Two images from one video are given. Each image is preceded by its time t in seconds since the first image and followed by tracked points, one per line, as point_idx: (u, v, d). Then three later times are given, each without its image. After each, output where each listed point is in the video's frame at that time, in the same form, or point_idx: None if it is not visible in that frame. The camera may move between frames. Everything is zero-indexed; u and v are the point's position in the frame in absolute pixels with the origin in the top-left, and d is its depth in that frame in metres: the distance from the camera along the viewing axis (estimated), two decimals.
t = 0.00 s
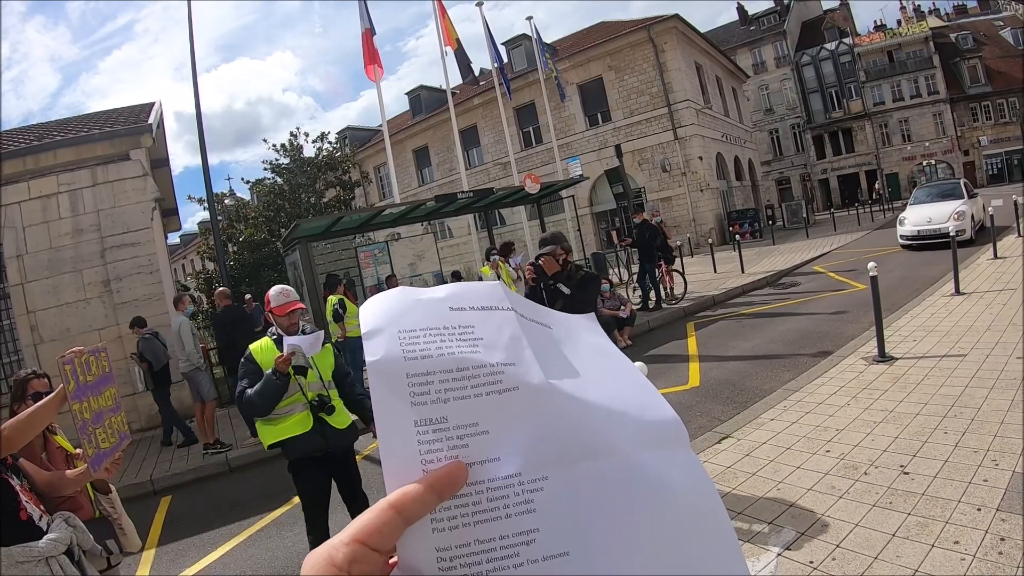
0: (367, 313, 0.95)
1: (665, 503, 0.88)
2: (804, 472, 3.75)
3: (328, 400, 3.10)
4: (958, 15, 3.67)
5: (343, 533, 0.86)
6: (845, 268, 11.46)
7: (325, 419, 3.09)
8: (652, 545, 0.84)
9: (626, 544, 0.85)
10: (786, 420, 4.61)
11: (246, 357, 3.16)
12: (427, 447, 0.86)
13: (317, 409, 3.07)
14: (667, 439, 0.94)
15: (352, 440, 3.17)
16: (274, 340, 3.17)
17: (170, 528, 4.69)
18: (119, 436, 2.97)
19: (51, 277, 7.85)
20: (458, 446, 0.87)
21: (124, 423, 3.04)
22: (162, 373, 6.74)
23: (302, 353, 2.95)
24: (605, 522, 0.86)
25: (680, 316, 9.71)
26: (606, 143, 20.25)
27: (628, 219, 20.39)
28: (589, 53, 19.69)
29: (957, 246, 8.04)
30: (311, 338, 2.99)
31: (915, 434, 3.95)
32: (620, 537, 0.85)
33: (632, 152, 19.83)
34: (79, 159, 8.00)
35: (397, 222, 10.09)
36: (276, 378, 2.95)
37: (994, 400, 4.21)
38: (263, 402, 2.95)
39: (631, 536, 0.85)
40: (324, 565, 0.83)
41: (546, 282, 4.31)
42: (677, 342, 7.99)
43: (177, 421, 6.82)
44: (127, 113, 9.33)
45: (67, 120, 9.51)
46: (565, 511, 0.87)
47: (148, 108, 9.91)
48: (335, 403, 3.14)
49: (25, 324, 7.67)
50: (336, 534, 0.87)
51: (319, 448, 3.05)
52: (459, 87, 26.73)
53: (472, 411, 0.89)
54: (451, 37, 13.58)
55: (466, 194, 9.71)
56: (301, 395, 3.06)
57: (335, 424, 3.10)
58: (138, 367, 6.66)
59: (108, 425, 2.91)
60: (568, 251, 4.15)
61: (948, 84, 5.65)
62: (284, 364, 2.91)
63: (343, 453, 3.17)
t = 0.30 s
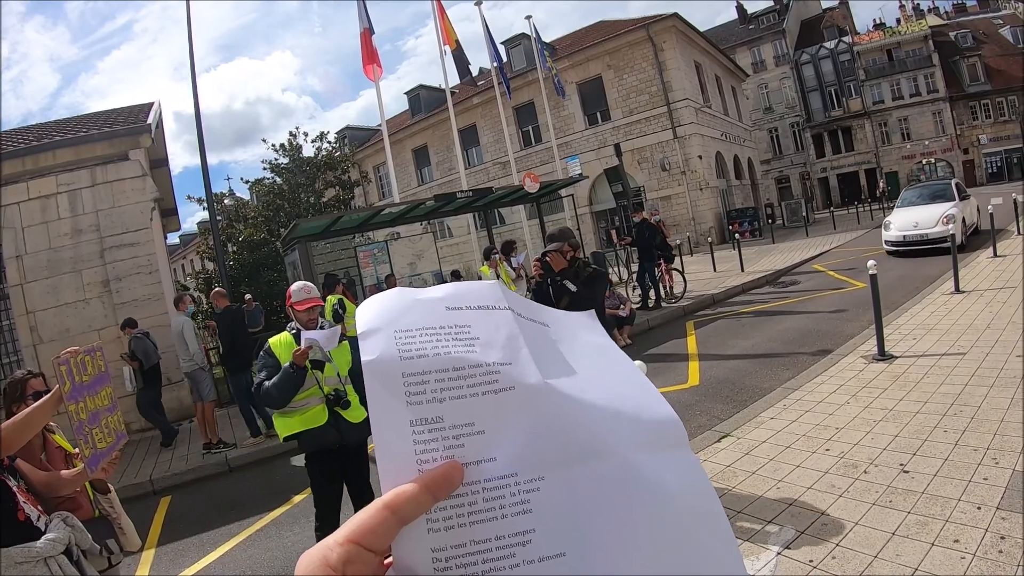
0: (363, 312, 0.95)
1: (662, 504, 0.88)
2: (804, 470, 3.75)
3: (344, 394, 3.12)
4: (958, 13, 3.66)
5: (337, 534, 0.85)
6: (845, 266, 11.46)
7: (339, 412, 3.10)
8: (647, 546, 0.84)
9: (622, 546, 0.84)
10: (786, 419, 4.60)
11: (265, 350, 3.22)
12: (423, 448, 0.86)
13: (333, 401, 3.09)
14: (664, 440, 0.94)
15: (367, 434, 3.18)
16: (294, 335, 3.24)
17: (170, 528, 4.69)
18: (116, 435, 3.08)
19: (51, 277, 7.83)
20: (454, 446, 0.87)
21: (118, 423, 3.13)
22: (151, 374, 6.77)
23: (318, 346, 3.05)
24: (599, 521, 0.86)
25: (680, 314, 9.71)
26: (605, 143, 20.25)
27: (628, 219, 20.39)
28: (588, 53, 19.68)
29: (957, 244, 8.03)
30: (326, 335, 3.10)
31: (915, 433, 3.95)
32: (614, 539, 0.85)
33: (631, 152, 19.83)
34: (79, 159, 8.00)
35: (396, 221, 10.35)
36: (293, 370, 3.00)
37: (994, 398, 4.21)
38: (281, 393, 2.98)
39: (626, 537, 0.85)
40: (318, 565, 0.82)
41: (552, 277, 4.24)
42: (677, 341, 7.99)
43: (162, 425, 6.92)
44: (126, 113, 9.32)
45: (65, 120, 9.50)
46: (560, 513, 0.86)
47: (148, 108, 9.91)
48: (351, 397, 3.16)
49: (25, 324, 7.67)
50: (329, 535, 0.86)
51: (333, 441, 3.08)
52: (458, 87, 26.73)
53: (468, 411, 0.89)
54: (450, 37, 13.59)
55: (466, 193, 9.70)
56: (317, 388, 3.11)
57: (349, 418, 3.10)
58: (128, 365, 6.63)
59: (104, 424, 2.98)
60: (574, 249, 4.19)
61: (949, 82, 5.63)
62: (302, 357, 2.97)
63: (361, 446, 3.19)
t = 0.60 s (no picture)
0: (363, 317, 0.96)
1: (660, 507, 0.87)
2: (805, 469, 3.75)
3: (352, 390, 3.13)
4: (956, 10, 3.69)
5: (336, 538, 0.85)
6: (845, 264, 11.47)
7: (346, 408, 3.12)
8: (645, 550, 0.84)
9: (620, 550, 0.84)
10: (787, 417, 4.61)
11: (275, 345, 3.21)
12: (422, 452, 0.85)
13: (340, 398, 3.10)
14: (661, 444, 0.94)
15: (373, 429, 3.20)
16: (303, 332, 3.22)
17: (170, 529, 4.69)
18: (114, 437, 3.04)
19: (50, 278, 7.80)
20: (454, 451, 0.87)
21: (117, 423, 3.09)
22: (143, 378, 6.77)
23: (328, 342, 3.00)
24: (598, 525, 0.86)
25: (681, 313, 9.70)
26: (605, 141, 20.25)
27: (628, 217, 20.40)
28: (587, 51, 19.69)
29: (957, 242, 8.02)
30: (336, 328, 3.03)
31: (915, 431, 3.95)
32: (612, 543, 0.85)
33: (631, 150, 19.83)
34: (77, 160, 7.98)
35: (396, 220, 10.29)
36: (303, 364, 3.01)
37: (995, 396, 4.20)
38: (287, 387, 2.99)
39: (625, 542, 0.85)
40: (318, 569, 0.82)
41: (552, 279, 4.24)
42: (677, 339, 8.00)
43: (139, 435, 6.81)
44: (125, 114, 9.31)
45: (64, 121, 9.48)
46: (559, 516, 0.86)
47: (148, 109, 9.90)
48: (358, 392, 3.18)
49: (25, 326, 7.59)
50: (329, 539, 0.86)
51: (339, 436, 3.10)
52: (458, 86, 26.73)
53: (467, 416, 0.89)
54: (450, 37, 13.58)
55: (466, 192, 9.70)
56: (324, 383, 3.10)
57: (356, 414, 3.13)
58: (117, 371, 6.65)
59: (102, 426, 2.95)
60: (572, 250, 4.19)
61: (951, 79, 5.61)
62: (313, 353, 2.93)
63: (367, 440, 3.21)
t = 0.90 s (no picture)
0: (372, 319, 0.96)
1: (666, 506, 0.87)
2: (806, 469, 3.75)
3: (357, 386, 3.17)
4: (955, 8, 3.70)
5: (346, 537, 0.86)
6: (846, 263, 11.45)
7: (351, 404, 3.16)
8: (650, 551, 0.84)
9: (624, 551, 0.84)
10: (788, 416, 4.61)
11: (277, 345, 3.21)
12: (430, 452, 0.85)
13: (344, 394, 3.14)
14: (667, 445, 0.94)
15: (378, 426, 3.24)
16: (307, 331, 3.23)
17: (171, 529, 4.70)
18: (113, 439, 2.90)
19: (50, 279, 7.83)
20: (462, 451, 0.87)
21: (118, 424, 2.95)
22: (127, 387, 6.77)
23: (338, 336, 2.80)
24: (603, 526, 0.85)
25: (682, 312, 9.70)
26: (605, 141, 20.25)
27: (628, 217, 20.39)
28: (587, 51, 19.69)
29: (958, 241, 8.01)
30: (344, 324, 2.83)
31: (916, 430, 3.95)
32: (618, 545, 0.84)
33: (631, 150, 19.84)
34: (78, 161, 7.99)
35: (397, 220, 10.26)
36: (312, 360, 3.00)
37: (996, 395, 4.20)
38: (293, 383, 2.98)
39: (629, 543, 0.84)
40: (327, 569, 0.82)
41: (548, 281, 4.26)
42: (678, 339, 8.00)
43: (129, 433, 6.72)
44: (125, 114, 9.30)
45: (64, 121, 9.48)
46: (564, 516, 0.86)
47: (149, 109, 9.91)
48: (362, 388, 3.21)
49: (25, 326, 7.64)
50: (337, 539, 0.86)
51: (345, 432, 3.12)
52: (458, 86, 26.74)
53: (474, 417, 0.89)
54: (449, 37, 13.58)
55: (466, 192, 9.69)
56: (329, 380, 3.10)
57: (361, 410, 3.17)
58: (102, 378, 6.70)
59: (102, 428, 2.83)
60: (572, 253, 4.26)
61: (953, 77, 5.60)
62: (319, 348, 2.91)
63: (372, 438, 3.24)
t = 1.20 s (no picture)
0: (368, 312, 0.94)
1: (664, 505, 0.87)
2: (805, 468, 3.75)
3: (356, 384, 3.19)
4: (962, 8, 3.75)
5: (343, 534, 0.86)
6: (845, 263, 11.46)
7: (350, 402, 3.17)
8: (650, 551, 0.83)
9: (623, 548, 0.84)
10: (787, 415, 4.61)
11: (274, 343, 3.20)
12: (428, 449, 0.85)
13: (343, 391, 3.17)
14: (663, 444, 0.95)
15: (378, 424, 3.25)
16: (304, 330, 3.22)
17: (170, 527, 4.69)
18: (113, 437, 2.82)
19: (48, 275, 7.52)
20: (460, 447, 0.86)
21: (117, 423, 2.86)
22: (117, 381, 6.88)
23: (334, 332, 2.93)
24: (602, 522, 0.85)
25: (681, 312, 9.70)
26: (604, 139, 20.24)
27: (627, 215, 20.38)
28: (587, 49, 19.68)
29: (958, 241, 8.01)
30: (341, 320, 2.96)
31: (915, 429, 3.95)
32: (618, 544, 0.84)
33: (630, 148, 19.84)
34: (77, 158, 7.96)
35: (395, 219, 10.25)
36: (309, 357, 3.02)
37: (995, 395, 4.20)
38: (290, 381, 2.99)
39: (629, 541, 0.84)
40: (324, 566, 0.82)
41: (550, 283, 4.22)
42: (676, 338, 8.00)
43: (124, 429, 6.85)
44: (124, 112, 9.28)
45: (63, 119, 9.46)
46: (563, 514, 0.85)
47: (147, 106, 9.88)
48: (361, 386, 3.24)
49: (22, 323, 7.29)
50: (335, 534, 0.86)
51: (345, 429, 3.12)
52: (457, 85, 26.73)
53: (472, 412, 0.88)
54: (449, 35, 13.57)
55: (464, 190, 9.69)
56: (328, 378, 3.11)
57: (360, 407, 3.18)
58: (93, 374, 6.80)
59: (100, 426, 2.76)
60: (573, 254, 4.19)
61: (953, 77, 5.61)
62: (316, 343, 2.95)
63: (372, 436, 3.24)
